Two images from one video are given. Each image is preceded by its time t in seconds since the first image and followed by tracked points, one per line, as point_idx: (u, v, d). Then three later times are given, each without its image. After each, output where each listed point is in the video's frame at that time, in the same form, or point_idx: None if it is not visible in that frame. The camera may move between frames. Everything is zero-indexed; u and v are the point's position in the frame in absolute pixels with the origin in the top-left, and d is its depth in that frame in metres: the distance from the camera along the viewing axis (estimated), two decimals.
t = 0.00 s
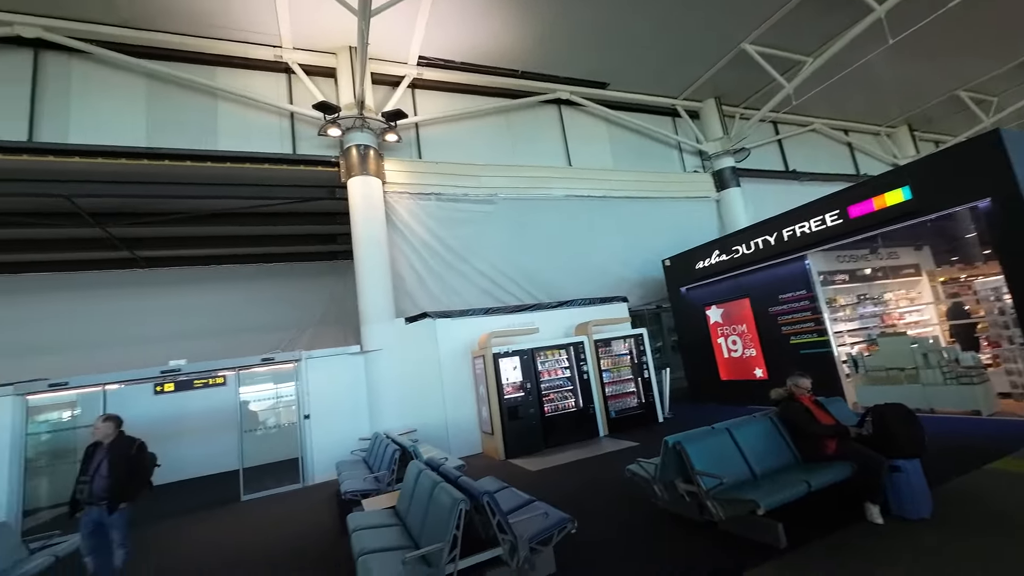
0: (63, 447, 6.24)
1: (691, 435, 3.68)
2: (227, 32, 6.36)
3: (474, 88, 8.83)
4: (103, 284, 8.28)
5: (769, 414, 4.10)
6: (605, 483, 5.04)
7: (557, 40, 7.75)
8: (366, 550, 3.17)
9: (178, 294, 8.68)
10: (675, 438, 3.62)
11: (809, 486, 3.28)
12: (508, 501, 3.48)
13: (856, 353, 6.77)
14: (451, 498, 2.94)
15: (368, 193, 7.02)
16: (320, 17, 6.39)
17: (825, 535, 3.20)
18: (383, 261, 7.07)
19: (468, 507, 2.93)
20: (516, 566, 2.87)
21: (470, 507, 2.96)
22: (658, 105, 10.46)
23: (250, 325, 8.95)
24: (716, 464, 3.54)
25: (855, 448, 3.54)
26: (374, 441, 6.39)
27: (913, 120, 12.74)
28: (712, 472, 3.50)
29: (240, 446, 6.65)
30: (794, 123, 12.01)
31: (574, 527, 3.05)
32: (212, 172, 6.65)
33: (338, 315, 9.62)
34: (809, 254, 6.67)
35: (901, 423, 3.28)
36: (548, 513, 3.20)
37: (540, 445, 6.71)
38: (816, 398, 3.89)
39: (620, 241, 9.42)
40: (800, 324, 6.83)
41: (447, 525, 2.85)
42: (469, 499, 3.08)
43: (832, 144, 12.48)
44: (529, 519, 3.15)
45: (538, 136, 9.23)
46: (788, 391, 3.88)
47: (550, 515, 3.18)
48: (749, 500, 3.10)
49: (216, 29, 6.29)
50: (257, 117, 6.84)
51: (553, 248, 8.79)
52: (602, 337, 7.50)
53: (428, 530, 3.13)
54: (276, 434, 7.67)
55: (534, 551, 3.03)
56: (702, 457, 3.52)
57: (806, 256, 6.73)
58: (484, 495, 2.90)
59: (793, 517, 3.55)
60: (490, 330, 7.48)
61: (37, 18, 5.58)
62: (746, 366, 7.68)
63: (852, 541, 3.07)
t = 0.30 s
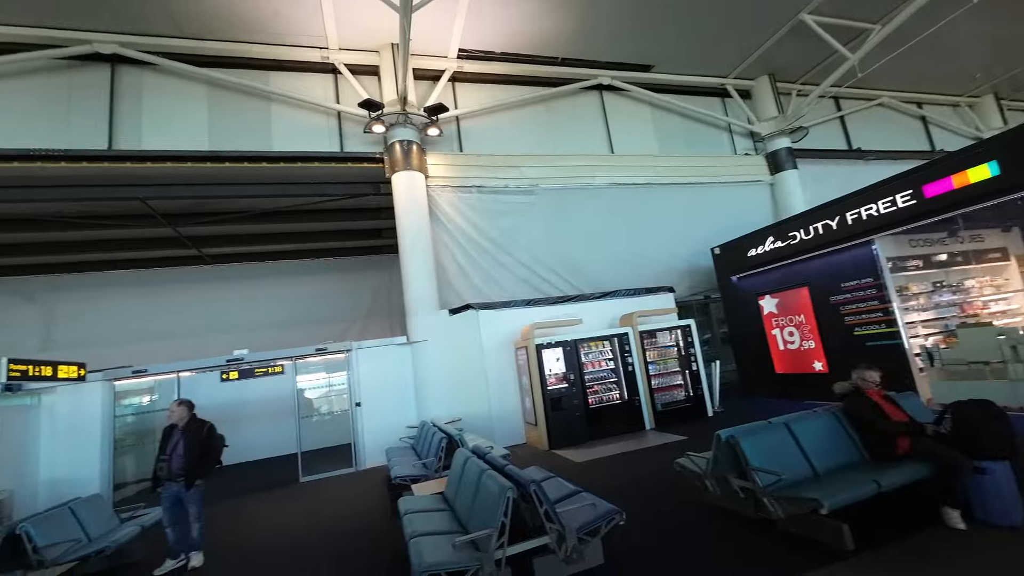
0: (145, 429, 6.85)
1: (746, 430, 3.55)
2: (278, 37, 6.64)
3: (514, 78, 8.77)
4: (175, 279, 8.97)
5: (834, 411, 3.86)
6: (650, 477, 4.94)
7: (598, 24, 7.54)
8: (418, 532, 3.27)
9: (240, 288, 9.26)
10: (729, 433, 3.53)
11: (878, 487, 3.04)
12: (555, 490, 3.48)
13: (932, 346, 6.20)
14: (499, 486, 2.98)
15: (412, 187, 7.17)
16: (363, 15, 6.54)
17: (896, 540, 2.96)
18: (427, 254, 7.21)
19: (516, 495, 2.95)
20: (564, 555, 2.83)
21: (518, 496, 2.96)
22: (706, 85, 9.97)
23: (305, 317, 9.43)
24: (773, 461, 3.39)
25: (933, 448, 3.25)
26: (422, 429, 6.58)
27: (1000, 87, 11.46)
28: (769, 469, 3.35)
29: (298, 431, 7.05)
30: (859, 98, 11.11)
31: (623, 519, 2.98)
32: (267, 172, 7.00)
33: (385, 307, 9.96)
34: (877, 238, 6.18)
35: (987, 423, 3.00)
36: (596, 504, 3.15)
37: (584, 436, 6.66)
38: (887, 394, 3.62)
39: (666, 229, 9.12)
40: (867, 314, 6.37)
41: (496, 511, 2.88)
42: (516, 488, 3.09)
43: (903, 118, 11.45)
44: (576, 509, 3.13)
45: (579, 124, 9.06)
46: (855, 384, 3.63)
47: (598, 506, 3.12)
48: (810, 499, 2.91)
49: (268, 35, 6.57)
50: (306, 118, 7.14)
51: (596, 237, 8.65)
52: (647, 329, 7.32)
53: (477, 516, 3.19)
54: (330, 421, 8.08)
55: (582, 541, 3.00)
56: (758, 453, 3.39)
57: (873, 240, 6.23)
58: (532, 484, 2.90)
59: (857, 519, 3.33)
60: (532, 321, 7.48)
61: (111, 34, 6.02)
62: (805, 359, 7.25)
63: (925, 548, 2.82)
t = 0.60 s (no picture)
0: (224, 412, 7.45)
1: (822, 429, 3.31)
2: (334, 40, 6.90)
3: (563, 66, 8.61)
4: (248, 275, 9.66)
5: (923, 410, 3.51)
6: (708, 474, 4.75)
7: (651, 4, 7.22)
8: (479, 520, 3.34)
9: (304, 282, 9.82)
10: (803, 433, 3.29)
11: (982, 495, 2.75)
12: (615, 483, 3.39)
13: None
14: (558, 478, 2.97)
15: (463, 181, 7.28)
16: (413, 13, 6.65)
17: (1004, 554, 2.66)
18: (477, 246, 7.30)
19: (576, 488, 2.93)
20: (625, 550, 2.80)
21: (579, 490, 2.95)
22: (770, 61, 9.32)
23: (364, 309, 9.88)
24: (855, 463, 3.14)
25: None
26: (476, 420, 6.71)
27: None
28: (851, 472, 3.11)
29: (359, 419, 7.42)
30: (949, 65, 9.99)
31: (688, 518, 2.86)
32: (326, 172, 7.35)
33: (438, 300, 10.22)
34: (972, 221, 5.51)
35: None
36: (660, 501, 3.04)
37: (639, 431, 6.51)
38: (989, 394, 3.25)
39: (725, 217, 8.68)
40: (958, 306, 5.76)
41: (557, 503, 2.88)
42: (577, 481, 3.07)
43: (1002, 84, 10.19)
44: (638, 505, 3.04)
45: (631, 110, 8.77)
46: (951, 382, 3.29)
47: (662, 504, 3.01)
48: (902, 506, 2.67)
49: (325, 39, 6.84)
50: (362, 118, 7.40)
51: (650, 227, 8.38)
52: (705, 321, 7.01)
53: (536, 507, 3.20)
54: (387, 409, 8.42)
55: (644, 537, 2.93)
56: (837, 454, 3.15)
57: (967, 222, 5.57)
58: (592, 477, 2.89)
59: (952, 529, 3.03)
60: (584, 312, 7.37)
61: (188, 49, 6.51)
62: (884, 354, 6.68)
63: None
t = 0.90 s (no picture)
0: (299, 398, 8.01)
1: (924, 432, 3.01)
2: (392, 41, 7.09)
3: (620, 49, 8.31)
4: (318, 270, 10.28)
5: None
6: (780, 476, 4.45)
7: None
8: (545, 511, 3.35)
9: (368, 276, 10.30)
10: (900, 433, 3.03)
11: None
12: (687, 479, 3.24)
13: None
14: (627, 472, 2.94)
15: (518, 173, 7.30)
16: (467, 7, 6.69)
17: None
18: (533, 238, 7.28)
19: (645, 485, 2.87)
20: (701, 551, 2.68)
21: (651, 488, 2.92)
22: (852, 27, 8.47)
23: (424, 302, 10.21)
24: (965, 470, 2.81)
25: None
26: (534, 411, 6.73)
27: None
28: (959, 480, 2.79)
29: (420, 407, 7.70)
30: None
31: (769, 521, 2.67)
32: (386, 170, 7.64)
33: (494, 292, 10.36)
34: None
35: None
36: (737, 501, 2.86)
37: (704, 429, 6.22)
38: None
39: (800, 201, 8.04)
40: None
41: (627, 497, 2.82)
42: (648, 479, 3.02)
43: None
44: (712, 504, 2.89)
45: (693, 91, 8.32)
46: None
47: (739, 505, 2.84)
48: None
49: (383, 41, 7.05)
50: (419, 115, 7.59)
51: (714, 214, 7.95)
52: (777, 313, 6.56)
53: (603, 500, 3.18)
54: (445, 399, 8.68)
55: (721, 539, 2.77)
56: (942, 458, 2.84)
57: None
58: (664, 474, 2.87)
59: None
60: (643, 305, 7.14)
61: (261, 59, 6.96)
62: (994, 350, 5.89)
63: None
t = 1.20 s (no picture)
0: (367, 386, 8.47)
1: None
2: (448, 37, 7.17)
3: (684, 26, 7.84)
4: (382, 264, 10.76)
5: None
6: (867, 482, 4.05)
7: None
8: (609, 505, 3.30)
9: (430, 270, 10.62)
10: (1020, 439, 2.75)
11: None
12: (763, 481, 3.08)
13: None
14: (699, 470, 2.81)
15: (576, 162, 7.17)
16: None
17: None
18: (591, 229, 7.14)
19: (719, 483, 2.74)
20: (781, 557, 2.57)
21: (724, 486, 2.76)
22: None
23: (483, 294, 10.38)
24: None
25: None
26: (593, 405, 6.63)
27: None
28: None
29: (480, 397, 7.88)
30: None
31: (862, 531, 2.46)
32: (445, 165, 7.81)
33: (551, 284, 10.33)
34: None
35: None
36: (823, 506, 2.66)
37: (778, 428, 5.82)
38: None
39: (890, 179, 7.26)
40: None
41: (699, 497, 2.70)
42: (722, 476, 2.87)
43: None
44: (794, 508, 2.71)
45: (765, 65, 7.71)
46: None
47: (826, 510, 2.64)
48: None
49: (439, 38, 7.16)
50: (476, 109, 7.65)
51: (789, 198, 7.37)
52: (864, 304, 5.97)
53: (672, 497, 3.08)
54: (503, 389, 8.81)
55: (805, 545, 2.61)
56: None
57: None
58: (740, 473, 2.68)
59: None
60: (709, 296, 6.77)
61: (327, 65, 7.31)
62: None
63: None
